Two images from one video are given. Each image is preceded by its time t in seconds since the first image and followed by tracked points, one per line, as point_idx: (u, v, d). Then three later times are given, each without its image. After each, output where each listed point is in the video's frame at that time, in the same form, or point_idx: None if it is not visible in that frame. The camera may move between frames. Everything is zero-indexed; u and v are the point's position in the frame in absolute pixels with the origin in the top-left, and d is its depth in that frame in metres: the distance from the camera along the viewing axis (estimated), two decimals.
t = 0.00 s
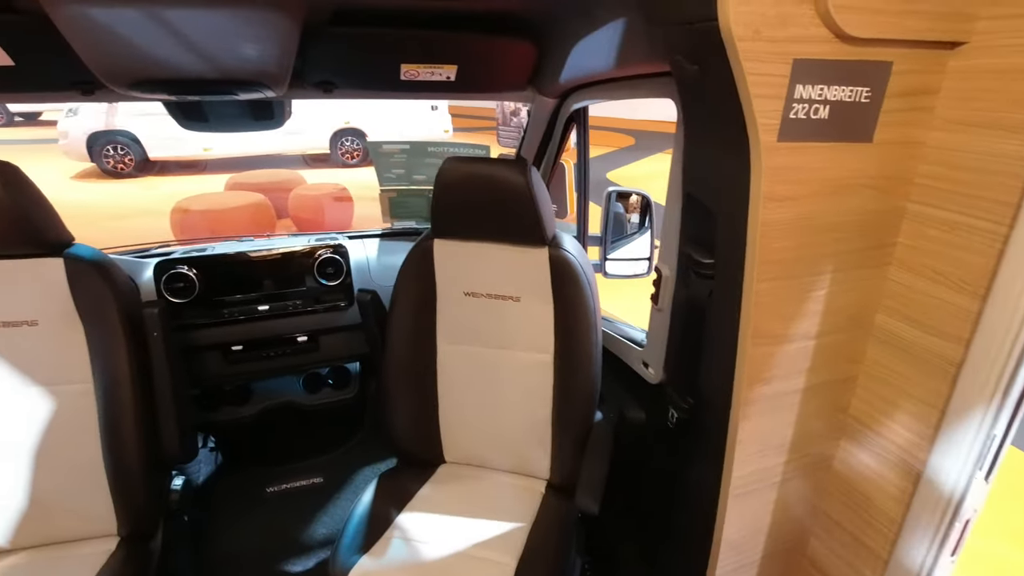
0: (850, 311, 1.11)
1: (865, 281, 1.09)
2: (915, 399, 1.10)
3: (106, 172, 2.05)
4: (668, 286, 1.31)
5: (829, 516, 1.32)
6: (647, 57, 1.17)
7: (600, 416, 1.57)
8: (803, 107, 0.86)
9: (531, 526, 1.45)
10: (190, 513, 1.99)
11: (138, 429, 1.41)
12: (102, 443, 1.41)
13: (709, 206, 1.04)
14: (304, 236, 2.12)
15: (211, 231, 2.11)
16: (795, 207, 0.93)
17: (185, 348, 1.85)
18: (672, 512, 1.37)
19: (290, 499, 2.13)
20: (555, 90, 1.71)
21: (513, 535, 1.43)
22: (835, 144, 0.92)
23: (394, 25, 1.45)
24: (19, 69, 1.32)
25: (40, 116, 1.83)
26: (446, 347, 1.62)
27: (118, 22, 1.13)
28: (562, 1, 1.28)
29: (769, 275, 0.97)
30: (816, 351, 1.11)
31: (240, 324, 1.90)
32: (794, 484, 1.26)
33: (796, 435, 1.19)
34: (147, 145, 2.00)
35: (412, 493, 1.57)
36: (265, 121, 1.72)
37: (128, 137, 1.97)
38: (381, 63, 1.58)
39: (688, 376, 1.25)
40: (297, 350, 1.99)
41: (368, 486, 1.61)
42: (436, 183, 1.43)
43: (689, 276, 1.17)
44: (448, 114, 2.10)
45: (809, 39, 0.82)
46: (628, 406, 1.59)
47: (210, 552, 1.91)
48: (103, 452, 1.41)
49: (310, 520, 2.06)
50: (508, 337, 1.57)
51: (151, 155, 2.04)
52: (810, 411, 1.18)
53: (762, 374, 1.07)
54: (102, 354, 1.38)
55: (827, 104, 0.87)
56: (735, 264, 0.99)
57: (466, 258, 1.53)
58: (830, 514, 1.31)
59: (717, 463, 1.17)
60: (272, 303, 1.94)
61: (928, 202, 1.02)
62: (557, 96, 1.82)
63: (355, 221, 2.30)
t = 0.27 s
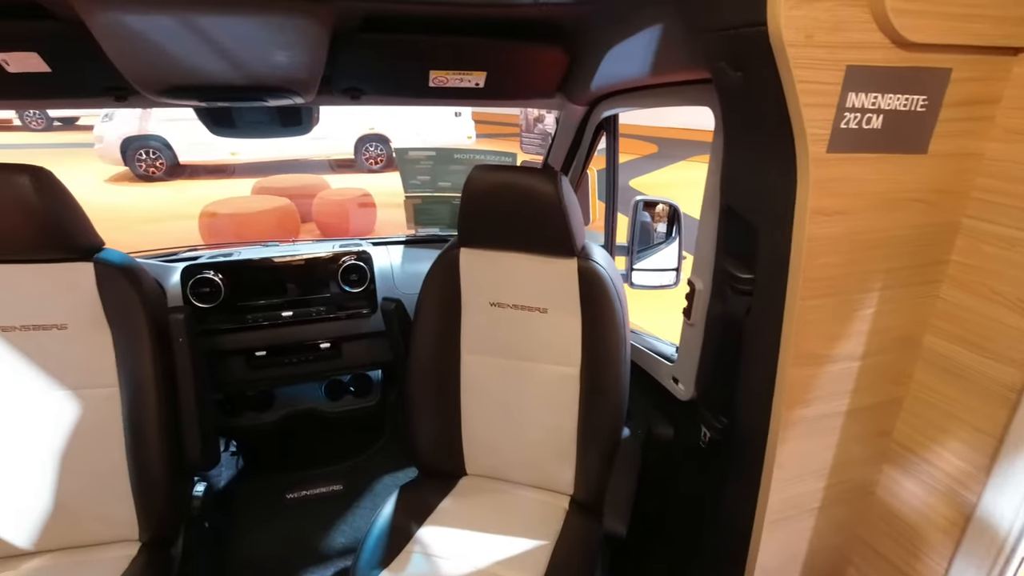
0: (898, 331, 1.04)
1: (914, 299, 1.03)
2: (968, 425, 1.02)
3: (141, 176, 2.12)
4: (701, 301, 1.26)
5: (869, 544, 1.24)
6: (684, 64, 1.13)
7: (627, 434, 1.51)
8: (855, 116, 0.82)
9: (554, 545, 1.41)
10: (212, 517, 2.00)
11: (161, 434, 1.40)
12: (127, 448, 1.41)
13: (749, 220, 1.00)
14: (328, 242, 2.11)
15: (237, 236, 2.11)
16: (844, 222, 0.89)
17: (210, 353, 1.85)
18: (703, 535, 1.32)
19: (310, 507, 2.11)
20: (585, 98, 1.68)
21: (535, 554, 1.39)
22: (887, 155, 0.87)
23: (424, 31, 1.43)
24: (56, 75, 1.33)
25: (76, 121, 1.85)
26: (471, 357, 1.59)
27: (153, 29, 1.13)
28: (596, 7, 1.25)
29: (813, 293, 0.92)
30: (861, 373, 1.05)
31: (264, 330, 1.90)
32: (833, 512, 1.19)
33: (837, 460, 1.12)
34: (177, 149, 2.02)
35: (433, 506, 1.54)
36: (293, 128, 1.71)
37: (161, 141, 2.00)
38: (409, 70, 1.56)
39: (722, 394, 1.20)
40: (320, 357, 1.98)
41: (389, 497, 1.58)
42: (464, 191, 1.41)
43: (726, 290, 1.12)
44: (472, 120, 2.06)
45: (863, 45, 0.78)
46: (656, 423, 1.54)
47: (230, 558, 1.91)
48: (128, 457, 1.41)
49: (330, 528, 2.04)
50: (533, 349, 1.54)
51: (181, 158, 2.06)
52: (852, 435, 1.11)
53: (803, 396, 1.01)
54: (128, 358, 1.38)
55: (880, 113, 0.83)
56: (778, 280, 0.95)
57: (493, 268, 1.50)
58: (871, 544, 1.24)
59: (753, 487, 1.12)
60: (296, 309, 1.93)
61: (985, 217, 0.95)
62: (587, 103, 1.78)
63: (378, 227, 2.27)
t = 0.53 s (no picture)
0: (945, 346, 0.99)
1: (964, 313, 0.98)
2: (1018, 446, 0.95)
3: (171, 176, 2.19)
4: (735, 311, 1.22)
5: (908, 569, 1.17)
6: (721, 68, 1.10)
7: (655, 445, 1.48)
8: (907, 122, 0.78)
9: (579, 557, 1.38)
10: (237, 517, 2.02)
11: (188, 435, 1.41)
12: (154, 448, 1.42)
13: (789, 229, 0.96)
14: (354, 244, 2.11)
15: (264, 237, 2.13)
16: (892, 232, 0.85)
17: (237, 354, 1.87)
18: (733, 552, 1.28)
19: (332, 509, 2.11)
20: (615, 101, 1.65)
21: (559, 566, 1.36)
22: (938, 162, 0.83)
23: (454, 35, 1.42)
24: (92, 79, 1.35)
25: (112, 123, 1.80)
26: (496, 363, 1.57)
27: (187, 33, 1.13)
28: (629, 9, 1.22)
29: (857, 305, 0.88)
30: (906, 389, 1.00)
31: (289, 332, 1.91)
32: (872, 533, 1.14)
33: (877, 479, 1.07)
34: (206, 152, 2.08)
35: (456, 512, 1.53)
36: (321, 131, 1.72)
37: (191, 143, 2.07)
38: (437, 73, 1.55)
39: (755, 408, 1.16)
40: (344, 360, 1.98)
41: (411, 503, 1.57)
42: (491, 196, 1.40)
43: (762, 301, 1.08)
44: (495, 121, 2.04)
45: (917, 47, 0.74)
46: (684, 434, 1.50)
47: (253, 558, 1.91)
48: (155, 457, 1.42)
49: (351, 532, 2.04)
50: (559, 357, 1.51)
51: (210, 160, 2.12)
52: (893, 453, 1.06)
53: (843, 412, 0.97)
54: (157, 359, 1.39)
55: (933, 118, 0.79)
56: (819, 291, 0.91)
57: (521, 273, 1.48)
58: (911, 568, 1.16)
59: (788, 505, 1.08)
60: (321, 312, 1.93)
61: None
62: (617, 107, 1.76)
63: (400, 229, 2.26)
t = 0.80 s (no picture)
0: (988, 358, 0.96)
1: (1008, 323, 0.95)
2: None
3: (205, 184, 2.26)
4: (766, 320, 1.21)
5: None
6: (753, 74, 1.09)
7: (683, 453, 1.46)
8: (948, 128, 0.76)
9: (605, 567, 1.37)
10: (267, 519, 2.05)
11: (222, 438, 1.45)
12: (190, 450, 1.45)
13: (823, 237, 0.95)
14: (382, 251, 2.14)
15: (295, 243, 2.17)
16: (931, 240, 0.83)
17: (268, 359, 1.91)
18: (765, 565, 1.25)
19: (360, 513, 2.14)
20: (644, 108, 1.65)
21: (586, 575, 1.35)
22: (981, 169, 0.81)
23: (483, 44, 1.44)
24: (134, 93, 1.40)
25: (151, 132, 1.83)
26: (522, 370, 1.58)
27: (225, 49, 1.17)
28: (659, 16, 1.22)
29: (894, 315, 0.86)
30: (947, 402, 0.97)
31: (319, 337, 1.94)
32: (910, 550, 1.10)
33: (915, 494, 1.04)
34: (239, 159, 2.15)
35: (482, 519, 1.53)
36: (352, 140, 1.75)
37: (226, 152, 2.14)
38: (466, 82, 1.57)
39: (787, 418, 1.14)
40: (372, 365, 2.00)
41: (438, 509, 1.58)
42: (519, 204, 1.40)
43: (794, 310, 1.06)
44: (519, 128, 2.03)
45: (958, 52, 0.73)
46: (713, 444, 1.48)
47: (283, 560, 1.95)
48: (191, 459, 1.46)
49: (378, 536, 2.06)
50: (587, 365, 1.51)
51: (242, 168, 2.20)
52: (932, 468, 1.03)
53: (880, 424, 0.94)
54: (194, 364, 1.43)
55: (976, 124, 0.77)
56: (855, 301, 0.89)
57: (548, 281, 1.48)
58: None
59: (822, 518, 1.05)
60: (350, 318, 1.96)
61: None
62: (645, 113, 1.74)
63: (426, 236, 2.30)
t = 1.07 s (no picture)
0: (1016, 366, 0.94)
1: None
2: None
3: (235, 190, 2.37)
4: (788, 326, 1.20)
5: None
6: (775, 81, 1.10)
7: (703, 459, 1.46)
8: (973, 134, 0.76)
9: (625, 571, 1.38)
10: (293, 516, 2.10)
11: (252, 435, 1.49)
12: (221, 446, 1.50)
13: (845, 243, 0.95)
14: (407, 255, 2.18)
15: (324, 246, 2.23)
16: (956, 247, 0.82)
17: (296, 360, 1.96)
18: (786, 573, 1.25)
19: (382, 512, 2.17)
20: (667, 114, 1.65)
21: None
22: (1006, 176, 0.80)
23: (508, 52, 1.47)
24: (177, 103, 1.46)
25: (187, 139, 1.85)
26: (544, 374, 1.59)
27: (262, 61, 1.23)
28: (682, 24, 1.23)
29: (917, 322, 0.85)
30: (972, 411, 0.96)
31: (345, 339, 1.99)
32: (935, 562, 1.08)
33: (940, 504, 1.02)
34: (268, 165, 2.26)
35: (502, 520, 1.55)
36: (379, 147, 1.79)
37: (255, 158, 2.28)
38: (491, 90, 1.60)
39: (808, 425, 1.14)
40: (395, 367, 2.04)
41: (459, 509, 1.60)
42: (542, 209, 1.42)
43: (816, 316, 1.06)
44: (543, 133, 2.05)
45: (983, 58, 0.73)
46: (734, 450, 1.47)
47: (307, 557, 1.99)
48: (222, 455, 1.50)
49: (399, 535, 2.09)
50: (608, 370, 1.52)
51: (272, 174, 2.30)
52: (958, 477, 1.01)
53: (904, 431, 0.94)
54: (226, 363, 1.48)
55: (1002, 130, 0.77)
56: (878, 308, 0.89)
57: (570, 285, 1.50)
58: None
59: (843, 526, 1.05)
60: (375, 320, 2.00)
61: None
62: (667, 120, 1.75)
63: (450, 240, 2.32)
